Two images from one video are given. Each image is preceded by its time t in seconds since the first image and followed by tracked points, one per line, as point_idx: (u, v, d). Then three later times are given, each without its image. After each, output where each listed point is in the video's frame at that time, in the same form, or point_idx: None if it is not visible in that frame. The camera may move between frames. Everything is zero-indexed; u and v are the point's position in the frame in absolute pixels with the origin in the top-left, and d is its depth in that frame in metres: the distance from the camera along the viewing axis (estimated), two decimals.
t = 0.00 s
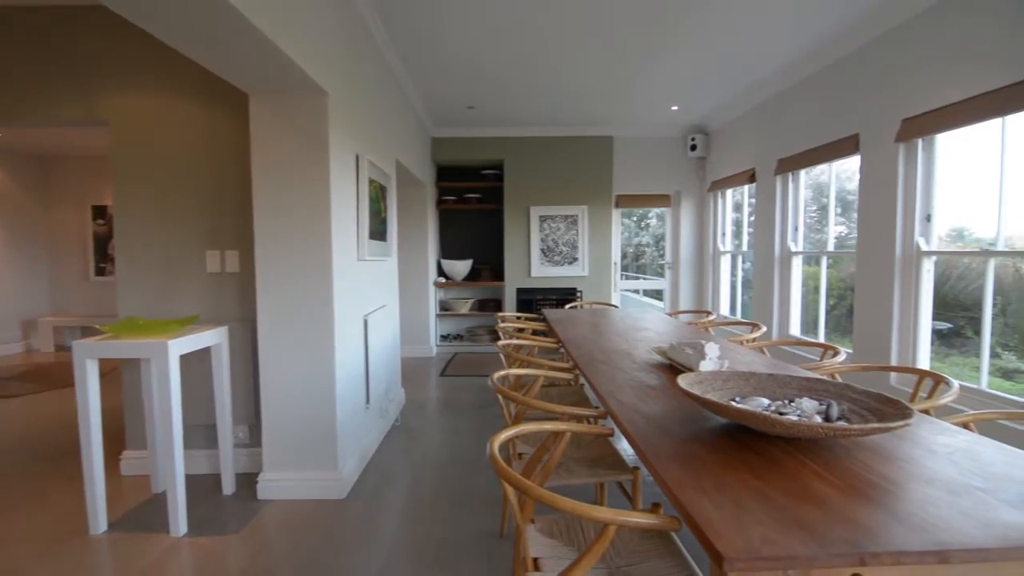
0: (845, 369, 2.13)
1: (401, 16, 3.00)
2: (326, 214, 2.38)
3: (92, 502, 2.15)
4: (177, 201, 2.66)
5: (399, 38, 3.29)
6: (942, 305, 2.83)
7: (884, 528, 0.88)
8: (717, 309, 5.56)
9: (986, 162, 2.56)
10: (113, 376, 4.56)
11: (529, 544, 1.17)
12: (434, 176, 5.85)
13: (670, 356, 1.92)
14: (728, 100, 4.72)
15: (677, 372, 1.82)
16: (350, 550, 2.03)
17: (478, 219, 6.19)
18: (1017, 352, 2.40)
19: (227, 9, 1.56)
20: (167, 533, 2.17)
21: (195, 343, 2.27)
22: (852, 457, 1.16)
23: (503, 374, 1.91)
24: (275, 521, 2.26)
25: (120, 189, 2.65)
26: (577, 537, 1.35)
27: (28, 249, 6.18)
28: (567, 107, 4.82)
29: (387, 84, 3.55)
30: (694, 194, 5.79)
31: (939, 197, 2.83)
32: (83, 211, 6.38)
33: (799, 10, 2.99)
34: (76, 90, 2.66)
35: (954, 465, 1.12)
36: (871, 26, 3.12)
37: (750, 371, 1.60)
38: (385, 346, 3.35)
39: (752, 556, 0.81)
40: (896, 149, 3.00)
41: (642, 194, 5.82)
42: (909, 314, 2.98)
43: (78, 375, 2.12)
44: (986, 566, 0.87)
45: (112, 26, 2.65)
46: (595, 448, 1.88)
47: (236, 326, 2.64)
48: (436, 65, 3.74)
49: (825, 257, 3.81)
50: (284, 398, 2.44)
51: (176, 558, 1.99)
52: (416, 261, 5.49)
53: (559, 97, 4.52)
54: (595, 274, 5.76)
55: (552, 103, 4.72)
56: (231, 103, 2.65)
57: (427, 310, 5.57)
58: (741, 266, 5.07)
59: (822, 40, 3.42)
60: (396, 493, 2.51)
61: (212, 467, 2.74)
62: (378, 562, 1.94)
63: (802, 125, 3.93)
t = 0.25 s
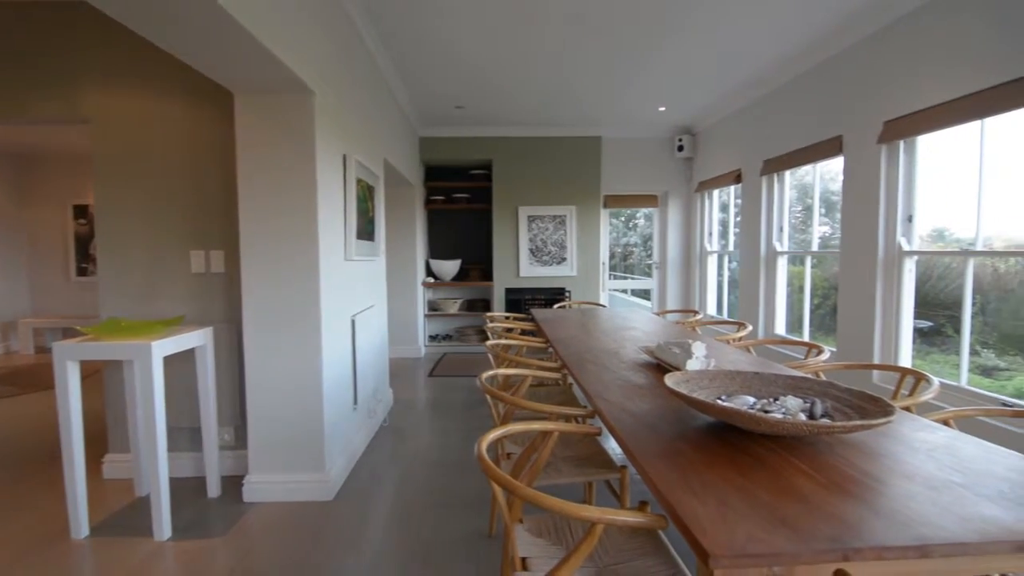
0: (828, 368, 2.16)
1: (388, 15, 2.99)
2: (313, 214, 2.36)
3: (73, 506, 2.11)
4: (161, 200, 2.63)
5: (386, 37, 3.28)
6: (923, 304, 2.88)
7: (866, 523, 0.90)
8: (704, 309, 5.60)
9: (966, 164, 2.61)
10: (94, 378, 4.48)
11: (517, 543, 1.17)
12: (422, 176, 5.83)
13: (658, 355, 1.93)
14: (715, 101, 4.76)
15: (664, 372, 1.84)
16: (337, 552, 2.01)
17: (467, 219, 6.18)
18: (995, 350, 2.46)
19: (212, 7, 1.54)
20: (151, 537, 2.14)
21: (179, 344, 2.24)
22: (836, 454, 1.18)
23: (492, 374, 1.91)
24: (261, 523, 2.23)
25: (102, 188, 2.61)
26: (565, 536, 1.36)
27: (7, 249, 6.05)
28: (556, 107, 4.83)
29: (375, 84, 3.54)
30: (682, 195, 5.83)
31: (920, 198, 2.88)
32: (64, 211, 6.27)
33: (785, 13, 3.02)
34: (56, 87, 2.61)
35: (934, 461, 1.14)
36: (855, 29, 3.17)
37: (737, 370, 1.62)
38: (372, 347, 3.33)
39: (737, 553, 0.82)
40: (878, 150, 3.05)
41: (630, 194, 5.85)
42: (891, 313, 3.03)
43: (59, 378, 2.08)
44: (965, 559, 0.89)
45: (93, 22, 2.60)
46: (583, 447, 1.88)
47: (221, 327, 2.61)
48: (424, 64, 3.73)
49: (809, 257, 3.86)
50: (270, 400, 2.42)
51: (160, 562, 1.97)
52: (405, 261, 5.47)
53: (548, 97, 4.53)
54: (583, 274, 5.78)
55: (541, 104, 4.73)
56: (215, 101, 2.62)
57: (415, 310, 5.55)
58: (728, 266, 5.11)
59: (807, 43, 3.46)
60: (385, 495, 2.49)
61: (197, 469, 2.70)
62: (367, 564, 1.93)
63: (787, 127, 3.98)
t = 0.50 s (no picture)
0: (811, 366, 2.19)
1: (373, 14, 2.97)
2: (297, 214, 2.34)
3: (51, 511, 2.07)
4: (142, 199, 2.58)
5: (371, 35, 3.26)
6: (902, 303, 2.93)
7: (847, 519, 0.91)
8: (689, 308, 5.65)
9: (944, 166, 2.66)
10: (73, 381, 4.40)
11: (504, 543, 1.17)
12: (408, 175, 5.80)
13: (644, 354, 1.94)
14: (700, 102, 4.81)
15: (650, 370, 1.85)
16: (323, 555, 2.00)
17: (454, 219, 6.16)
18: (972, 348, 2.51)
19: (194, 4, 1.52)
20: (132, 541, 2.11)
21: (161, 346, 2.20)
22: (817, 451, 1.19)
23: (479, 374, 1.91)
24: (245, 527, 2.21)
25: (80, 187, 2.55)
26: (551, 536, 1.36)
27: None
28: (543, 107, 4.84)
29: (361, 82, 3.52)
30: (667, 195, 5.88)
31: (899, 199, 2.94)
32: (41, 210, 6.13)
33: (768, 16, 3.06)
34: (32, 84, 2.56)
35: (913, 456, 1.17)
36: (836, 33, 3.22)
37: (721, 369, 1.63)
38: (358, 347, 3.31)
39: (720, 550, 0.83)
40: (859, 152, 3.10)
41: (616, 195, 5.88)
42: (871, 312, 3.08)
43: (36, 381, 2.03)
44: (942, 553, 0.91)
45: (70, 17, 2.55)
46: (569, 446, 1.89)
47: (203, 328, 2.57)
48: (410, 63, 3.72)
49: (792, 257, 3.91)
50: (253, 401, 2.39)
51: (142, 567, 1.93)
52: (391, 261, 5.44)
53: (535, 97, 4.53)
54: (570, 274, 5.79)
55: (527, 104, 4.73)
56: (197, 99, 2.58)
57: (402, 310, 5.53)
58: (713, 266, 5.17)
59: (790, 45, 3.51)
60: (371, 496, 2.48)
61: (179, 473, 2.66)
62: (353, 567, 1.92)
63: (770, 128, 4.03)
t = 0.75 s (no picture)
0: (795, 364, 2.22)
1: (360, 12, 2.96)
2: (284, 213, 2.32)
3: (30, 516, 2.03)
4: (124, 199, 2.54)
5: (359, 34, 3.24)
6: (885, 302, 2.98)
7: (831, 515, 0.92)
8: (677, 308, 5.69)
9: (925, 167, 2.71)
10: (54, 383, 4.31)
11: (492, 543, 1.17)
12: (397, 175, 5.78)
13: (631, 354, 1.95)
14: (687, 103, 4.84)
15: (637, 370, 1.86)
16: (310, 557, 1.98)
17: (443, 218, 6.15)
18: (953, 346, 2.56)
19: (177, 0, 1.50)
20: (115, 546, 2.07)
21: (144, 348, 2.17)
22: (802, 449, 1.21)
23: (467, 374, 1.91)
24: (231, 530, 2.19)
25: (60, 186, 2.51)
26: (539, 535, 1.36)
27: None
28: (531, 107, 4.84)
29: (348, 81, 3.49)
30: (655, 195, 5.91)
31: (882, 200, 2.99)
32: (21, 210, 6.01)
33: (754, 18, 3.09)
34: (11, 81, 2.51)
35: (895, 453, 1.19)
36: (820, 35, 3.26)
37: (707, 368, 1.65)
38: (346, 348, 3.29)
39: (707, 548, 0.83)
40: (842, 153, 3.15)
41: (604, 195, 5.90)
42: (855, 311, 3.13)
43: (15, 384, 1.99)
44: (924, 548, 0.93)
45: (50, 13, 2.50)
46: (557, 445, 1.90)
47: (187, 329, 2.54)
48: (398, 62, 3.70)
49: (777, 257, 3.96)
50: (239, 403, 2.36)
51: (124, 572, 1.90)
52: (379, 261, 5.41)
53: (523, 97, 4.54)
54: (559, 274, 5.81)
55: (516, 104, 4.74)
56: (181, 97, 2.54)
57: (390, 311, 5.50)
58: (700, 266, 5.21)
59: (775, 47, 3.55)
60: (359, 498, 2.47)
61: (163, 476, 2.63)
62: (341, 569, 1.91)
63: (756, 129, 4.07)
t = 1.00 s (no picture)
0: (781, 363, 2.24)
1: (347, 10, 2.93)
2: (271, 213, 2.30)
3: (10, 522, 1.99)
4: (107, 198, 2.50)
5: (346, 31, 3.21)
6: (869, 301, 3.02)
7: (815, 512, 0.94)
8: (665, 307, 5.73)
9: (907, 168, 2.75)
10: (34, 386, 4.23)
11: (480, 543, 1.17)
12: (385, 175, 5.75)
13: (620, 353, 1.96)
14: (674, 104, 4.87)
15: (626, 369, 1.87)
16: (297, 560, 1.96)
17: (431, 218, 6.13)
18: (935, 344, 2.60)
19: None
20: (97, 551, 2.04)
21: (128, 349, 2.14)
22: (787, 446, 1.22)
23: (456, 374, 1.90)
24: (217, 533, 2.16)
25: (40, 185, 2.46)
26: (528, 535, 1.36)
27: None
28: (520, 107, 4.85)
29: (335, 80, 3.47)
30: (643, 196, 5.94)
31: (865, 201, 3.03)
32: None
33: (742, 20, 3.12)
34: None
35: (877, 450, 1.20)
36: (805, 38, 3.30)
37: (694, 366, 1.66)
38: (334, 349, 3.27)
39: (694, 545, 0.84)
40: (827, 155, 3.19)
41: (593, 195, 5.92)
42: (839, 310, 3.17)
43: None
44: (904, 543, 0.94)
45: (29, 8, 2.45)
46: (546, 445, 1.90)
47: (172, 330, 2.50)
48: (386, 60, 3.68)
49: (764, 257, 4.00)
50: (225, 405, 2.33)
51: None
52: (368, 261, 5.38)
53: (512, 97, 4.53)
54: (548, 274, 5.82)
55: (504, 104, 4.74)
56: (165, 95, 2.51)
57: (378, 311, 5.47)
58: (687, 266, 5.25)
59: (762, 49, 3.58)
60: (347, 499, 2.45)
61: (147, 479, 2.59)
62: (328, 571, 1.89)
63: (743, 130, 4.11)
